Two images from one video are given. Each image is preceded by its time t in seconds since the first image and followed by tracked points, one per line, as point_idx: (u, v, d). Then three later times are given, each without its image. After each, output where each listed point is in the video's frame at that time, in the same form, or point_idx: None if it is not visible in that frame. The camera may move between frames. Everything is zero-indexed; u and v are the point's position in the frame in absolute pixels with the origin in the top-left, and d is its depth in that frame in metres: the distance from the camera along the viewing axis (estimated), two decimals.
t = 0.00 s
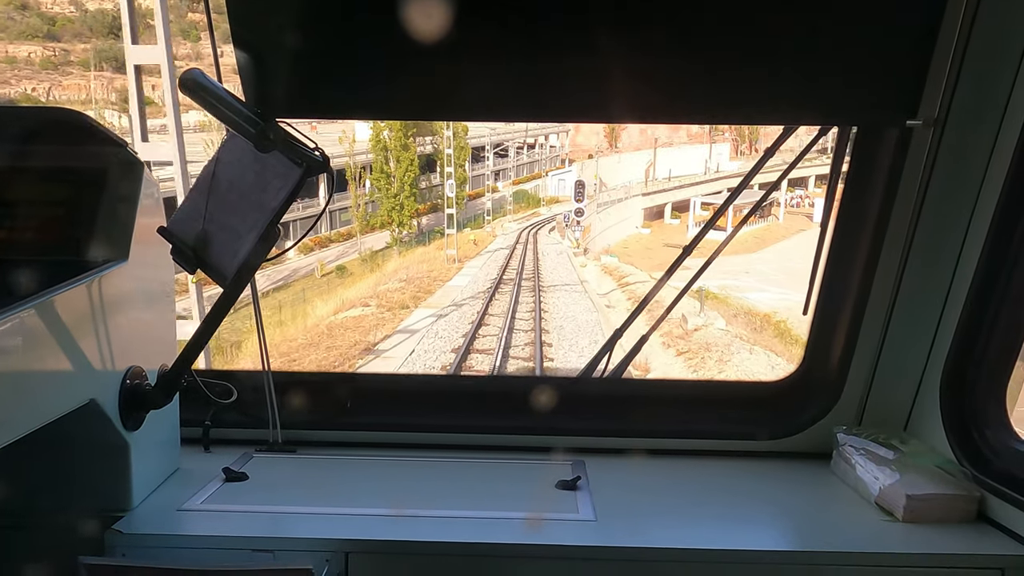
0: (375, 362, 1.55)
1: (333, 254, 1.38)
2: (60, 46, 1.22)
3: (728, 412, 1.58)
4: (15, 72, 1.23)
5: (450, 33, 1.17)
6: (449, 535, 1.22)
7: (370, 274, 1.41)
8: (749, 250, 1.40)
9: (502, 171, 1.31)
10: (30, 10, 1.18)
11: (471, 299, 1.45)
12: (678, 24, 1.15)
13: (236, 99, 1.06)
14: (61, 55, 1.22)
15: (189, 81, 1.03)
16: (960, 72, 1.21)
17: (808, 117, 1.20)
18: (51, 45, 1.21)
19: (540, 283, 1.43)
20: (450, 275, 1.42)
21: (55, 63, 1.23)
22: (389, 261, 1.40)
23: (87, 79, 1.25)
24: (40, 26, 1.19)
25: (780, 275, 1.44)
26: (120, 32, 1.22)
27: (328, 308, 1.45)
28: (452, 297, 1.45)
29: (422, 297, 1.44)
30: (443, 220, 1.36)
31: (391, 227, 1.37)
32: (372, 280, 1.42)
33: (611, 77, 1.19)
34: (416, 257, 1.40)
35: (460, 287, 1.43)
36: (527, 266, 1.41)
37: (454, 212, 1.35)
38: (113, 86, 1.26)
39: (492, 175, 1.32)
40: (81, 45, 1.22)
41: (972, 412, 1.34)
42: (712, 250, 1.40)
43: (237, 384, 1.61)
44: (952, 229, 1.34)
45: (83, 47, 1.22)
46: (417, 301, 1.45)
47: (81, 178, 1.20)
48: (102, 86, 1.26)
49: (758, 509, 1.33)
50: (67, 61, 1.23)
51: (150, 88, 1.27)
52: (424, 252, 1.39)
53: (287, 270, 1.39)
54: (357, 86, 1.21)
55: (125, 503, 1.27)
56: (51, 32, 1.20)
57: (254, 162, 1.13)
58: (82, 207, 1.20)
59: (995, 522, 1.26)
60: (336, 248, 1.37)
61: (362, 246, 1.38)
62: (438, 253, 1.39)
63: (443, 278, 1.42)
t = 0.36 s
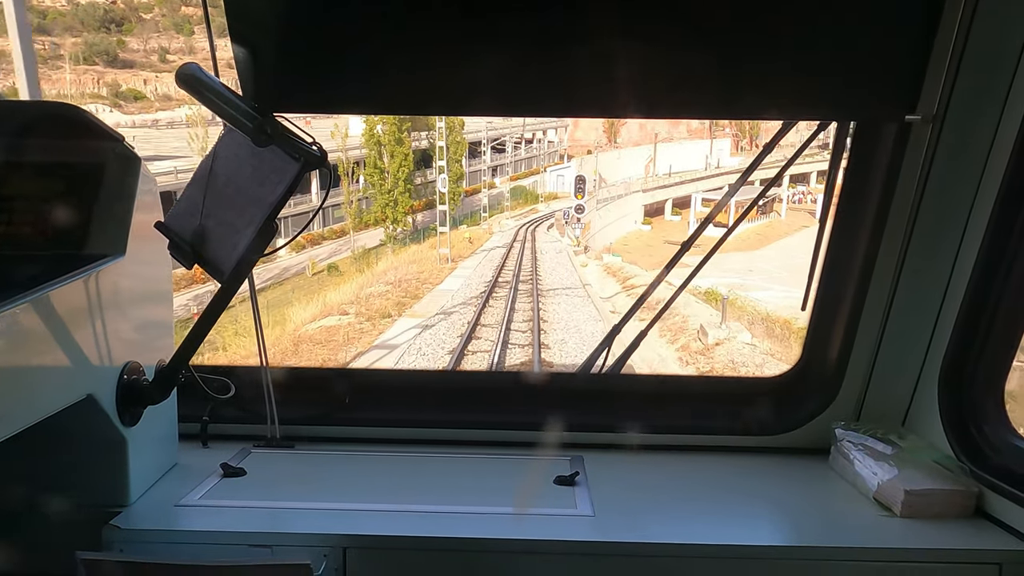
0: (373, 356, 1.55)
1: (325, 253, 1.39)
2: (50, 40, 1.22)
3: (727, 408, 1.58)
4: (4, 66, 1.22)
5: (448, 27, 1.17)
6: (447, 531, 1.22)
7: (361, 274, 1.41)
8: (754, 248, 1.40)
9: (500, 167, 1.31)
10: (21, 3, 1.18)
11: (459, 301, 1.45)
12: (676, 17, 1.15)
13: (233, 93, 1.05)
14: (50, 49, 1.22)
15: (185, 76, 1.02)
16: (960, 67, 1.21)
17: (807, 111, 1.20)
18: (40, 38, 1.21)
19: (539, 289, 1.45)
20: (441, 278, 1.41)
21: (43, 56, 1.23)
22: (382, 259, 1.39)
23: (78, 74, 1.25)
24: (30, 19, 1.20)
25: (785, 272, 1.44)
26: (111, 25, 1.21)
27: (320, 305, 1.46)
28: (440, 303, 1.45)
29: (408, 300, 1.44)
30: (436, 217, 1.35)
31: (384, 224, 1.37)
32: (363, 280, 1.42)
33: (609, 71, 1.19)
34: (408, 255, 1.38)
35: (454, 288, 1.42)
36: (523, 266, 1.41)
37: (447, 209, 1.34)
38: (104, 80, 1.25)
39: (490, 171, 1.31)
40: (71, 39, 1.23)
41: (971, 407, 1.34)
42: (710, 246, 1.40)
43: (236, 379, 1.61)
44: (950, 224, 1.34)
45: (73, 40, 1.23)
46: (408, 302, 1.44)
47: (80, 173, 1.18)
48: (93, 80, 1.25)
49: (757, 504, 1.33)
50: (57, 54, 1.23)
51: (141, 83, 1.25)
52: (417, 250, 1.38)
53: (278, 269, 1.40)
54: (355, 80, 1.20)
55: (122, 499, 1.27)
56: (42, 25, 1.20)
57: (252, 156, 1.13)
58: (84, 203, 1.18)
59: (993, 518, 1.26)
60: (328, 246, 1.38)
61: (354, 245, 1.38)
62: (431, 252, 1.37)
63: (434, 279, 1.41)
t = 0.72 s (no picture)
0: (372, 354, 1.55)
1: (316, 252, 1.38)
2: (39, 35, 1.21)
3: (725, 405, 1.58)
4: None
5: (444, 21, 1.16)
6: (446, 528, 1.21)
7: (351, 275, 1.42)
8: (755, 246, 1.40)
9: (496, 164, 1.30)
10: None
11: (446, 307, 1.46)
12: (673, 12, 1.14)
13: (230, 90, 1.04)
14: (39, 44, 1.22)
15: (182, 72, 1.02)
16: (959, 61, 1.21)
17: (806, 106, 1.20)
18: (29, 34, 1.21)
19: (536, 288, 1.45)
20: (429, 284, 1.42)
21: (32, 51, 1.22)
22: (373, 260, 1.40)
23: (67, 69, 1.24)
24: (19, 14, 1.19)
25: (788, 272, 1.45)
26: (102, 21, 1.20)
27: (310, 307, 1.46)
28: (425, 314, 1.47)
29: (391, 308, 1.46)
30: (427, 216, 1.36)
31: (377, 223, 1.37)
32: (349, 283, 1.43)
33: (606, 66, 1.18)
34: (399, 255, 1.39)
35: (447, 291, 1.42)
36: (521, 270, 1.43)
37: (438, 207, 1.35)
38: (93, 76, 1.24)
39: (487, 167, 1.31)
40: (61, 34, 1.21)
41: (971, 402, 1.34)
42: (706, 245, 1.40)
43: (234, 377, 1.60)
44: (949, 220, 1.34)
45: (63, 36, 1.21)
46: (392, 310, 1.46)
47: (73, 171, 1.18)
48: (82, 76, 1.25)
49: (756, 501, 1.33)
50: (46, 49, 1.22)
51: (132, 79, 1.25)
52: (408, 250, 1.39)
53: (268, 269, 1.40)
54: (352, 75, 1.20)
55: (120, 497, 1.26)
56: (31, 20, 1.20)
57: (249, 154, 1.12)
58: (76, 204, 1.18)
59: (992, 513, 1.26)
60: (320, 245, 1.37)
61: (344, 244, 1.38)
62: (422, 252, 1.38)
63: (422, 284, 1.42)
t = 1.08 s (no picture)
0: (369, 350, 1.54)
1: (308, 250, 1.38)
2: (29, 28, 1.20)
3: (724, 401, 1.57)
4: None
5: (441, 16, 1.16)
6: (446, 526, 1.21)
7: (345, 272, 1.40)
8: (759, 243, 1.39)
9: (494, 159, 1.30)
10: None
11: (434, 314, 1.46)
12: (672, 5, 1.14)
13: (226, 86, 1.04)
14: (29, 37, 1.20)
15: (178, 67, 1.01)
16: (959, 57, 1.21)
17: (806, 101, 1.19)
18: (17, 26, 1.19)
19: (533, 284, 1.43)
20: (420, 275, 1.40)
21: (21, 44, 1.21)
22: (367, 258, 1.39)
23: (57, 63, 1.23)
24: (9, 6, 1.17)
25: (791, 270, 1.44)
26: (93, 14, 1.19)
27: (285, 316, 1.47)
28: (410, 323, 1.47)
29: (372, 318, 1.47)
30: (425, 211, 1.35)
31: (371, 220, 1.35)
32: (333, 283, 1.42)
33: (604, 61, 1.18)
34: (392, 254, 1.38)
35: (445, 286, 1.42)
36: (519, 270, 1.41)
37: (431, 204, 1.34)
38: (83, 70, 1.23)
39: (485, 163, 1.30)
40: (51, 27, 1.20)
41: (971, 399, 1.33)
42: (707, 240, 1.39)
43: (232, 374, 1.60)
44: (948, 216, 1.33)
45: (53, 29, 1.20)
46: (370, 322, 1.48)
47: (69, 168, 1.16)
48: (73, 70, 1.23)
49: (756, 497, 1.33)
50: (35, 43, 1.21)
51: (123, 73, 1.24)
52: (399, 250, 1.38)
53: (258, 267, 1.38)
54: (350, 70, 1.20)
55: (119, 495, 1.26)
56: (21, 13, 1.18)
57: (246, 151, 1.12)
58: (71, 202, 1.17)
59: (992, 509, 1.26)
60: (312, 243, 1.37)
61: (337, 241, 1.37)
62: (414, 252, 1.38)
63: (409, 289, 1.42)
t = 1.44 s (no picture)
0: (365, 346, 1.54)
1: (300, 247, 1.37)
2: (18, 21, 1.19)
3: (723, 397, 1.57)
4: None
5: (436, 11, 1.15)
6: (444, 523, 1.21)
7: (336, 268, 1.39)
8: (761, 240, 1.39)
9: (491, 155, 1.29)
10: None
11: (426, 320, 1.48)
12: None
13: (224, 82, 1.03)
14: (19, 30, 1.20)
15: (174, 64, 1.01)
16: (959, 52, 1.20)
17: (806, 96, 1.18)
18: (8, 19, 1.19)
19: (531, 281, 1.43)
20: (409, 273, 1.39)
21: (10, 38, 1.21)
22: (359, 257, 1.38)
23: (47, 56, 1.22)
24: None
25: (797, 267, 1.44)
26: (84, 7, 1.17)
27: (269, 319, 1.49)
28: (406, 324, 1.48)
29: (360, 321, 1.48)
30: (419, 208, 1.34)
31: (364, 216, 1.35)
32: (318, 285, 1.42)
33: (602, 56, 1.17)
34: (390, 248, 1.38)
35: (441, 285, 1.41)
36: (518, 267, 1.41)
37: (419, 201, 1.33)
38: (73, 64, 1.23)
39: (483, 158, 1.29)
40: (41, 20, 1.19)
41: (971, 394, 1.33)
42: (707, 235, 1.39)
43: (230, 371, 1.60)
44: (949, 211, 1.33)
45: (43, 21, 1.19)
46: (358, 327, 1.49)
47: (65, 164, 1.16)
48: (63, 63, 1.23)
49: (755, 493, 1.33)
50: (25, 36, 1.21)
51: (115, 66, 1.23)
52: (390, 249, 1.38)
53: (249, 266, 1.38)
54: (347, 66, 1.19)
55: (117, 493, 1.26)
56: (10, 6, 1.17)
57: (242, 148, 1.11)
58: (71, 196, 1.17)
59: (991, 505, 1.26)
60: (305, 240, 1.36)
61: (332, 237, 1.36)
62: (403, 252, 1.38)
63: (393, 297, 1.43)
